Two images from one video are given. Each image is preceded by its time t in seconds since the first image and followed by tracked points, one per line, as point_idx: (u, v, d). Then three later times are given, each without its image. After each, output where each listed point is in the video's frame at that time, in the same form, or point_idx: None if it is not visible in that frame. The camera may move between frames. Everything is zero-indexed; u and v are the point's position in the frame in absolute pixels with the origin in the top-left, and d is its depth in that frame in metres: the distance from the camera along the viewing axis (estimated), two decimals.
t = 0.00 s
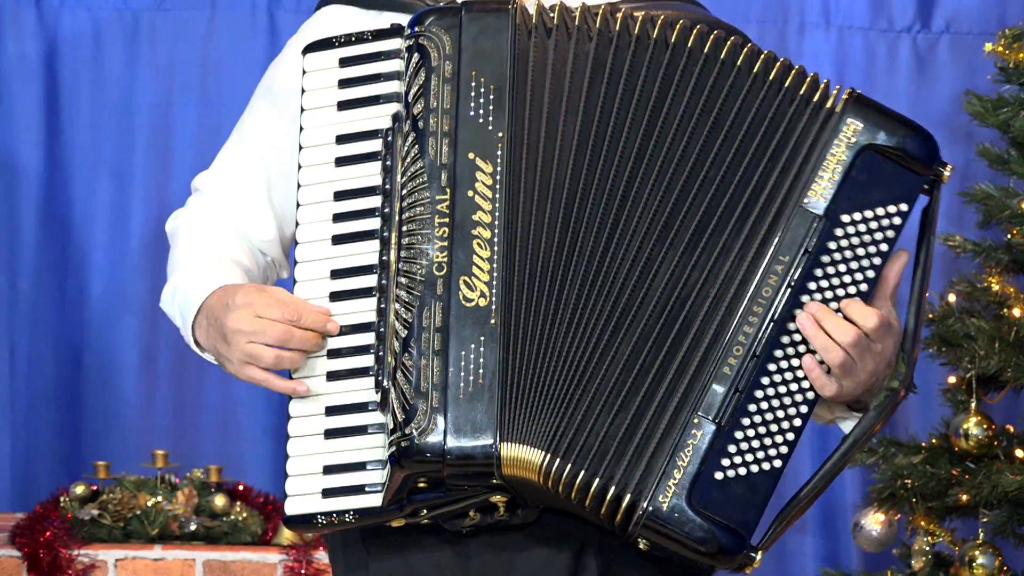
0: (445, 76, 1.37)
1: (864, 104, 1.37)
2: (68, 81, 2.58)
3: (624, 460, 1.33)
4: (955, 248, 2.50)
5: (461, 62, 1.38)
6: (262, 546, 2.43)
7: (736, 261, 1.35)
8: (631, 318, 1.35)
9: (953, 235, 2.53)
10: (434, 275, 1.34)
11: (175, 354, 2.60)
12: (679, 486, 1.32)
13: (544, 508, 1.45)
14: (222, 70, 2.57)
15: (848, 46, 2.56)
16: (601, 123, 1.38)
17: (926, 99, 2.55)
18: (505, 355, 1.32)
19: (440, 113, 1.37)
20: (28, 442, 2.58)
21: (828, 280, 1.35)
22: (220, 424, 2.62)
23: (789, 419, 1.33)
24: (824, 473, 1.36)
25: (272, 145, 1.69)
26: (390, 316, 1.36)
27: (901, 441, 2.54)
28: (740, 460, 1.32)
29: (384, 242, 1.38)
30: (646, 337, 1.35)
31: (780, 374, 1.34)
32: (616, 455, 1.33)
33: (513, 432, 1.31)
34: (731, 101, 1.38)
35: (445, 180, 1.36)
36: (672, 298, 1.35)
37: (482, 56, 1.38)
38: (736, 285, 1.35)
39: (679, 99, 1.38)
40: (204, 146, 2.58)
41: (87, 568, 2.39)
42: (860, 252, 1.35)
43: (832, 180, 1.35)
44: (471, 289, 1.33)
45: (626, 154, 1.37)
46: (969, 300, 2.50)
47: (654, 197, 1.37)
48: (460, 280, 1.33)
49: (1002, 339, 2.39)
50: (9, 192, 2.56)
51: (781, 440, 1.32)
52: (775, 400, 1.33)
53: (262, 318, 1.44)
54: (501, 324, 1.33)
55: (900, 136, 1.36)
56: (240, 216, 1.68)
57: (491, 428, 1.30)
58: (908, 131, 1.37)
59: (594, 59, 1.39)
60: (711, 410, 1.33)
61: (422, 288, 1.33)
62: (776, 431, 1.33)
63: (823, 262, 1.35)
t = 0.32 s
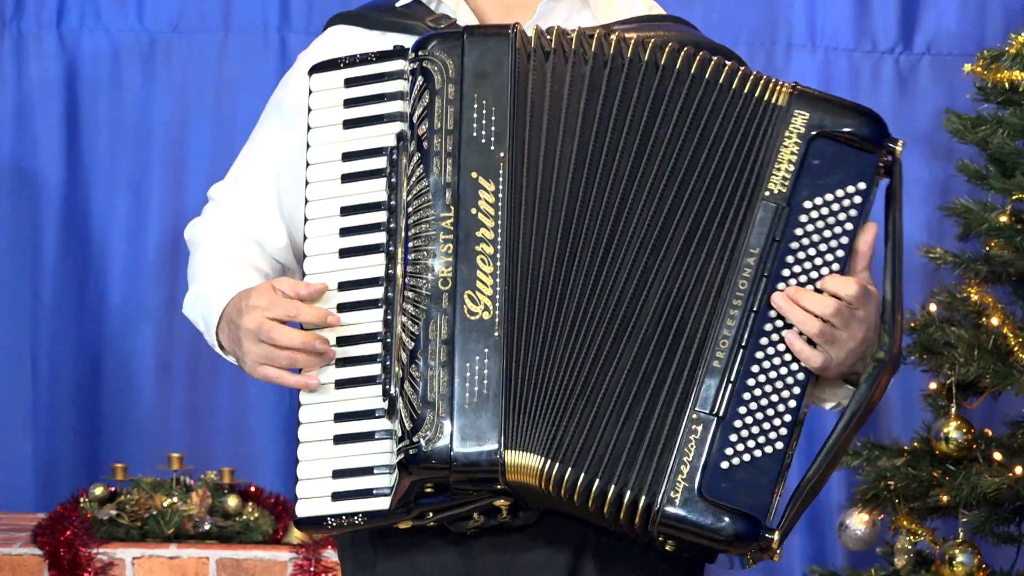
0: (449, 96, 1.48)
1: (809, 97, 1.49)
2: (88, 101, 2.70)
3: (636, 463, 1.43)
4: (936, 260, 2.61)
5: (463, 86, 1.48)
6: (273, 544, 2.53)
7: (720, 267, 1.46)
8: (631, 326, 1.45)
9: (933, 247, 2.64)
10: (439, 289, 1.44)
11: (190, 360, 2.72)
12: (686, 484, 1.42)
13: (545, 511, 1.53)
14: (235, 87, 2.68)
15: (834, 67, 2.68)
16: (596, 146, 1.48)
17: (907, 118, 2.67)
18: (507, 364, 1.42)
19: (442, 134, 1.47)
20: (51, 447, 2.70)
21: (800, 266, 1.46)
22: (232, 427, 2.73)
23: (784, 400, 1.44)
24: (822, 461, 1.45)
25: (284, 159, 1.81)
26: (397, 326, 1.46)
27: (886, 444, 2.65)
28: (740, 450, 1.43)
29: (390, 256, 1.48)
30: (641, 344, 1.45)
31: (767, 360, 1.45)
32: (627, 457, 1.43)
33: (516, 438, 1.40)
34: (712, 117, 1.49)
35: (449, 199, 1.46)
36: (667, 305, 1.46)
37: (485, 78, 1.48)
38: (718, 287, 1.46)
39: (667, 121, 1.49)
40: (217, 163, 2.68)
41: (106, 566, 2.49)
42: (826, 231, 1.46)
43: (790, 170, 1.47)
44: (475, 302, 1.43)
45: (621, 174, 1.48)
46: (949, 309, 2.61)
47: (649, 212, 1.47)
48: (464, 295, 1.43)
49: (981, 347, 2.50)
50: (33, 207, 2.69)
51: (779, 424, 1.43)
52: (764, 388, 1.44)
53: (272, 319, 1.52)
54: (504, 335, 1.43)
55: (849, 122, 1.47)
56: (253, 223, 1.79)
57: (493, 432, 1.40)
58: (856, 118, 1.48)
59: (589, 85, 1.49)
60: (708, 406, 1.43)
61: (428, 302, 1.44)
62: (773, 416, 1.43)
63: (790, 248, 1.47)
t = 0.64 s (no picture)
0: (451, 120, 1.57)
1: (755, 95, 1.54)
2: (106, 116, 2.81)
3: (641, 468, 1.51)
4: (918, 270, 2.73)
5: (466, 109, 1.57)
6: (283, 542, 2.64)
7: (700, 276, 1.53)
8: (626, 340, 1.53)
9: (916, 257, 2.75)
10: (443, 306, 1.54)
11: (205, 365, 2.84)
12: (684, 484, 1.50)
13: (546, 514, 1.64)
14: (247, 105, 2.81)
15: (821, 84, 2.79)
16: (589, 169, 1.56)
17: (890, 135, 2.80)
18: (507, 380, 1.52)
19: (444, 156, 1.57)
20: (71, 449, 2.82)
21: (771, 260, 1.53)
22: (245, 430, 2.86)
23: (772, 387, 1.51)
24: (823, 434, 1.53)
25: (296, 176, 1.91)
26: (403, 339, 1.57)
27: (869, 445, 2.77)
28: (733, 443, 1.50)
29: (396, 271, 1.59)
30: (635, 355, 1.53)
31: (751, 352, 1.52)
32: (630, 463, 1.51)
33: (517, 451, 1.51)
34: (690, 132, 1.55)
35: (453, 218, 1.55)
36: (657, 317, 1.53)
37: (486, 103, 1.57)
38: (696, 292, 1.53)
39: (651, 141, 1.56)
40: (230, 177, 2.81)
41: (123, 562, 2.61)
42: (789, 222, 1.52)
43: (748, 169, 1.53)
44: (478, 320, 1.53)
45: (613, 194, 1.55)
46: (930, 317, 2.73)
47: (638, 230, 1.54)
48: (468, 312, 1.53)
49: (961, 352, 2.62)
50: (54, 219, 2.80)
51: (769, 411, 1.50)
52: (749, 381, 1.51)
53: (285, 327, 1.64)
54: (507, 351, 1.53)
55: (801, 116, 1.53)
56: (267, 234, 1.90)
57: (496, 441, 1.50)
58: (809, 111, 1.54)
59: (582, 111, 1.57)
60: (698, 405, 1.51)
61: (432, 319, 1.54)
62: (761, 405, 1.50)
63: (760, 243, 1.53)
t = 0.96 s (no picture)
0: (458, 142, 1.66)
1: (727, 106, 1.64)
2: (124, 131, 2.93)
3: (637, 470, 1.60)
4: (901, 279, 2.85)
5: (473, 133, 1.66)
6: (293, 540, 2.76)
7: (683, 282, 1.63)
8: (621, 348, 1.63)
9: (899, 267, 2.87)
10: (452, 321, 1.64)
11: (218, 370, 2.96)
12: (677, 482, 1.59)
13: (550, 520, 1.74)
14: (259, 122, 2.93)
15: (808, 102, 2.92)
16: (587, 188, 1.66)
17: (874, 150, 2.92)
18: (514, 390, 1.62)
19: (452, 177, 1.66)
20: (90, 451, 2.94)
21: (751, 262, 1.62)
22: (257, 433, 2.98)
23: (757, 382, 1.60)
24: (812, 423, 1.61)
25: (307, 195, 2.03)
26: (413, 352, 1.67)
27: (855, 448, 2.88)
28: (722, 440, 1.59)
29: (406, 285, 1.69)
30: (628, 362, 1.63)
31: (736, 345, 1.61)
32: (629, 467, 1.60)
33: (522, 459, 1.60)
34: (671, 145, 1.65)
35: (461, 236, 1.65)
36: (647, 325, 1.63)
37: (491, 126, 1.66)
38: (680, 296, 1.62)
39: (640, 158, 1.65)
40: (242, 191, 2.93)
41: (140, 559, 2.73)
42: (767, 224, 1.62)
43: (721, 176, 1.62)
44: (486, 336, 1.63)
45: (610, 212, 1.65)
46: (913, 324, 2.85)
47: (631, 244, 1.64)
48: (476, 327, 1.63)
49: (942, 358, 2.73)
50: (74, 231, 2.93)
51: (758, 408, 1.60)
52: (734, 378, 1.60)
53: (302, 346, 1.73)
54: (514, 364, 1.63)
55: (775, 123, 1.62)
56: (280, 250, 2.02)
57: (506, 450, 1.60)
58: (782, 118, 1.63)
59: (580, 132, 1.67)
60: (688, 404, 1.60)
61: (441, 333, 1.64)
62: (748, 401, 1.60)
63: (738, 246, 1.62)
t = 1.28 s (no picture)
0: (462, 160, 1.78)
1: (701, 120, 1.75)
2: (140, 145, 3.06)
3: (627, 469, 1.71)
4: (885, 287, 2.97)
5: (476, 150, 1.78)
6: (303, 537, 2.88)
7: (663, 288, 1.74)
8: (611, 353, 1.74)
9: (882, 276, 2.99)
10: (457, 330, 1.76)
11: (230, 375, 3.09)
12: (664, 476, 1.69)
13: (551, 520, 1.86)
14: (270, 137, 3.06)
15: (795, 117, 3.04)
16: (582, 203, 1.77)
17: (860, 164, 3.05)
18: (516, 394, 1.73)
19: (456, 193, 1.78)
20: (108, 452, 3.07)
21: (727, 267, 1.74)
22: (268, 434, 3.11)
23: (736, 380, 1.71)
24: (792, 418, 1.71)
25: (324, 218, 2.15)
26: (419, 359, 1.79)
27: (841, 449, 3.00)
28: (706, 435, 1.70)
29: (413, 295, 1.80)
30: (619, 367, 1.73)
31: (717, 346, 1.72)
32: (621, 467, 1.71)
33: (523, 461, 1.72)
34: (643, 159, 1.76)
35: (465, 249, 1.77)
36: (633, 330, 1.74)
37: (494, 144, 1.78)
38: (660, 301, 1.73)
39: (626, 173, 1.77)
40: (254, 203, 3.06)
41: (156, 555, 2.85)
42: (742, 229, 1.73)
43: (697, 186, 1.74)
44: (489, 344, 1.75)
45: (603, 226, 1.76)
46: (897, 330, 2.97)
47: (619, 255, 1.75)
48: (479, 336, 1.75)
49: (925, 363, 2.85)
50: (94, 241, 3.05)
51: (738, 405, 1.70)
52: (715, 376, 1.71)
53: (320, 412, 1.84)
54: (516, 371, 1.74)
55: (749, 133, 1.73)
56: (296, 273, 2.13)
57: (506, 453, 1.72)
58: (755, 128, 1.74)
59: (577, 149, 1.78)
60: (671, 404, 1.71)
61: (446, 342, 1.76)
62: (728, 397, 1.71)
63: (715, 253, 1.74)
